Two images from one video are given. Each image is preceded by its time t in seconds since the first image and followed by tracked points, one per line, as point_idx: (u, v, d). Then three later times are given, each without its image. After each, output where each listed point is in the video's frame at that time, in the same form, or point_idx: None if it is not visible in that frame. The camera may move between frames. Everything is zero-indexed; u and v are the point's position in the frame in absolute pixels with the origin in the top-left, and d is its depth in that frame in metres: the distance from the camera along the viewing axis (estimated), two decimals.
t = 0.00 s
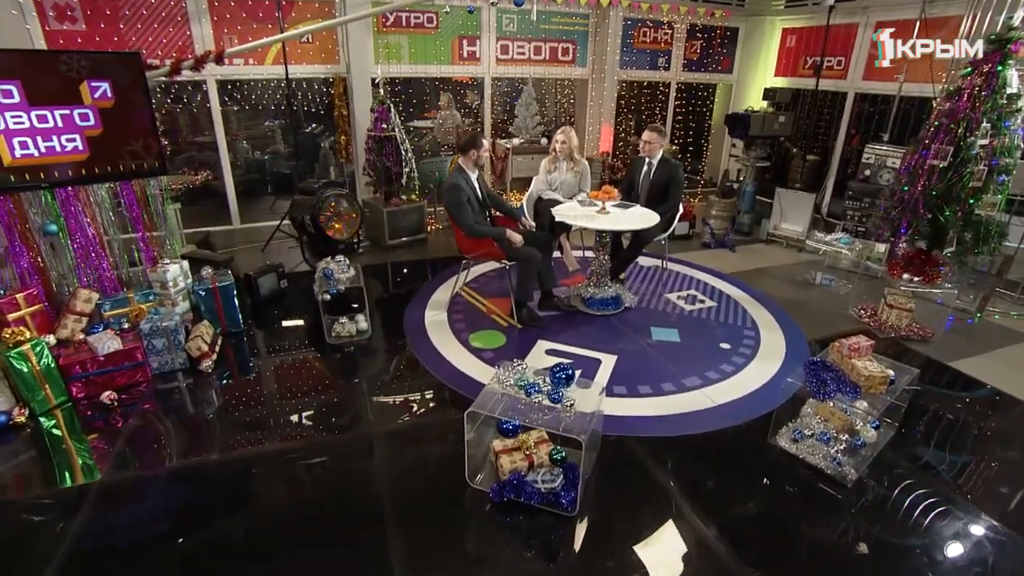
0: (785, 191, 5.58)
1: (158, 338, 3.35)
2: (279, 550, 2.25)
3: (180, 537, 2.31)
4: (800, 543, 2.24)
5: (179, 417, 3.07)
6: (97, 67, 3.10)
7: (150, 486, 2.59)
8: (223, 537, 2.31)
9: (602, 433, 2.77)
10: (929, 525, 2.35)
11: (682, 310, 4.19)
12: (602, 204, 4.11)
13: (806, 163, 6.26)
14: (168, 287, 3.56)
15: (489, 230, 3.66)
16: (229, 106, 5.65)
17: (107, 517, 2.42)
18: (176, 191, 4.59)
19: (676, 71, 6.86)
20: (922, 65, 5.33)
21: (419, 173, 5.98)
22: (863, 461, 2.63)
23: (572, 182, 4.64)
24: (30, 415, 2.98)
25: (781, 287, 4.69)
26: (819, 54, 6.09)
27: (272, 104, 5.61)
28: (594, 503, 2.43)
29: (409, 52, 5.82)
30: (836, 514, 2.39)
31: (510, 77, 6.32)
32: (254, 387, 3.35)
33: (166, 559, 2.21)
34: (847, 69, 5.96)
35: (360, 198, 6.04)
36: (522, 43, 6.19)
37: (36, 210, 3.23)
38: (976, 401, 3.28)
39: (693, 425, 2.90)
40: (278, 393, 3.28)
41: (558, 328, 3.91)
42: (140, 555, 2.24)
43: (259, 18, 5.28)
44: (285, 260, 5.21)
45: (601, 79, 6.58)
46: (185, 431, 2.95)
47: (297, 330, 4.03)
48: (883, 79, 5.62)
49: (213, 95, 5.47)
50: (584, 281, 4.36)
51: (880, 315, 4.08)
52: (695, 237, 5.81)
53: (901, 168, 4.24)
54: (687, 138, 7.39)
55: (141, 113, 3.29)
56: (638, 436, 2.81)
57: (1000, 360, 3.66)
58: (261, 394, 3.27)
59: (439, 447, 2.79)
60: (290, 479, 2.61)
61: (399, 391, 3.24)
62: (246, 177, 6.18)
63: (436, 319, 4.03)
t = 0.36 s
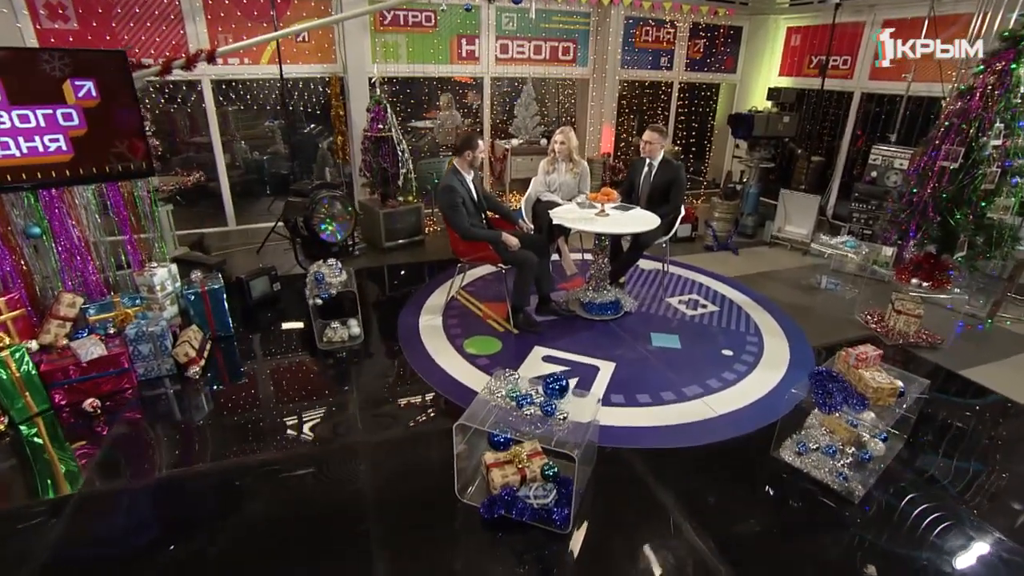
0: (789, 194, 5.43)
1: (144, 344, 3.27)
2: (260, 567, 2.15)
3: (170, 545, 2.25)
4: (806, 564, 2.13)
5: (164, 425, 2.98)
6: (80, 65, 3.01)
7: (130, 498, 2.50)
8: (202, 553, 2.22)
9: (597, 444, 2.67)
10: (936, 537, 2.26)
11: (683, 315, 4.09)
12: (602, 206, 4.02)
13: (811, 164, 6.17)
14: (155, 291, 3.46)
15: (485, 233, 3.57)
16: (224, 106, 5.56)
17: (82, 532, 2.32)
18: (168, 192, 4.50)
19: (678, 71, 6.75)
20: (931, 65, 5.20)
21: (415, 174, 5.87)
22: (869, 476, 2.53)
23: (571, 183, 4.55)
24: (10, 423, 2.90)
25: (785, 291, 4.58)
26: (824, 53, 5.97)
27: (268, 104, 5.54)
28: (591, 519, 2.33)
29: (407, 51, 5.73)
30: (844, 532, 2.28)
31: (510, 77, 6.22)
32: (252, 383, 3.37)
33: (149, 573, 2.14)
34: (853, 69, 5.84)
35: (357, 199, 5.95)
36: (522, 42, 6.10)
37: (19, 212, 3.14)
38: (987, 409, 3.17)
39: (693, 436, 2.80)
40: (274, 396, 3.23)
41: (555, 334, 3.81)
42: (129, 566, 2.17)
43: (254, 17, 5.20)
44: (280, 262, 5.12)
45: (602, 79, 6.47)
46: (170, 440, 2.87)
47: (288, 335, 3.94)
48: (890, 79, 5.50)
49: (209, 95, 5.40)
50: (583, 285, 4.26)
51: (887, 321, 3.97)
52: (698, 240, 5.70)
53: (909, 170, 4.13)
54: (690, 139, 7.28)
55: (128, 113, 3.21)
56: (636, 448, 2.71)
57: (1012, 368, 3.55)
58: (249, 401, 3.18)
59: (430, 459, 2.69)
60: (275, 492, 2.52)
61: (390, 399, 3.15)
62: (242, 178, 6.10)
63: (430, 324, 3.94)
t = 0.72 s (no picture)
0: (791, 195, 5.30)
1: (124, 351, 3.15)
2: None
3: (150, 558, 2.16)
4: None
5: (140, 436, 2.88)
6: (57, 63, 2.91)
7: (101, 514, 2.38)
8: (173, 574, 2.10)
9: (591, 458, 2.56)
10: (944, 556, 2.15)
11: (682, 321, 3.97)
12: (597, 210, 3.88)
13: (814, 166, 6.06)
14: (137, 296, 3.34)
15: (477, 237, 3.46)
16: (216, 107, 5.46)
17: (48, 550, 2.21)
18: (155, 194, 4.40)
19: (679, 70, 6.64)
20: (938, 65, 5.08)
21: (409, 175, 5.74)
22: (876, 493, 2.39)
23: (568, 186, 4.44)
24: None
25: (788, 296, 4.46)
26: (827, 52, 5.86)
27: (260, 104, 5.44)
28: (582, 538, 2.22)
29: (402, 51, 5.63)
30: (849, 552, 2.16)
31: (507, 77, 6.12)
32: (246, 382, 3.36)
33: None
34: (857, 68, 5.73)
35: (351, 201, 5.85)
36: (519, 41, 5.99)
37: None
38: (998, 418, 3.06)
39: (691, 449, 2.69)
40: (261, 404, 3.13)
41: (550, 341, 3.70)
42: None
43: (245, 15, 5.10)
44: (271, 266, 5.02)
45: (601, 79, 6.36)
46: (148, 452, 2.75)
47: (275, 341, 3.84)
48: (895, 78, 5.37)
49: (200, 95, 5.29)
50: (579, 289, 4.16)
51: (893, 327, 3.85)
52: (698, 243, 5.59)
53: (915, 172, 4.03)
54: (690, 140, 7.17)
55: (108, 112, 3.12)
56: (632, 462, 2.60)
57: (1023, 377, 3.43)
58: (230, 411, 3.07)
59: (416, 473, 2.58)
60: (253, 507, 2.41)
61: (377, 410, 3.04)
62: (235, 180, 6.00)
63: (422, 330, 3.83)
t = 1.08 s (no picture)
0: (793, 197, 5.17)
1: (101, 359, 3.05)
2: None
3: None
4: None
5: (114, 448, 2.76)
6: (28, 60, 2.81)
7: (67, 533, 2.26)
8: None
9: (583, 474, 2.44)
10: None
11: (680, 327, 3.85)
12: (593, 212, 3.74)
13: (816, 166, 5.83)
14: (116, 301, 3.25)
15: (466, 241, 3.34)
16: (205, 107, 5.34)
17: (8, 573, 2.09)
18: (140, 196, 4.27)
19: (678, 70, 6.52)
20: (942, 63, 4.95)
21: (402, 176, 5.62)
22: (882, 511, 2.26)
23: (564, 188, 4.32)
24: None
25: (789, 300, 4.34)
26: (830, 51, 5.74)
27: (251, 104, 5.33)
28: (572, 560, 2.10)
29: (395, 49, 5.52)
30: None
31: (503, 77, 6.00)
32: (235, 387, 3.27)
33: None
34: (860, 67, 5.61)
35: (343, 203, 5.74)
36: (515, 40, 5.87)
37: None
38: (1009, 430, 2.94)
39: (688, 463, 2.57)
40: (242, 414, 3.01)
41: (543, 347, 3.58)
42: None
43: (234, 13, 4.99)
44: (260, 269, 4.91)
45: (599, 78, 6.24)
46: (120, 465, 2.63)
47: (261, 347, 3.72)
48: (899, 77, 5.25)
49: (189, 94, 5.18)
50: (574, 294, 4.04)
51: (897, 333, 3.73)
52: (697, 245, 5.46)
53: (921, 173, 3.96)
54: (690, 141, 7.04)
55: (84, 111, 3.00)
56: (626, 477, 2.49)
57: None
58: (209, 422, 2.96)
59: (400, 489, 2.46)
60: (228, 526, 2.29)
61: (362, 421, 2.93)
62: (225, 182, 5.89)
63: (411, 336, 3.72)
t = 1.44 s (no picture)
0: (795, 198, 5.04)
1: (75, 367, 2.94)
2: None
3: None
4: None
5: (84, 460, 2.64)
6: None
7: (27, 553, 2.15)
8: None
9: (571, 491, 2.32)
10: None
11: (677, 333, 3.73)
12: (587, 214, 3.61)
13: (818, 167, 5.72)
14: (92, 306, 3.15)
15: (456, 244, 3.22)
16: (193, 106, 5.23)
17: None
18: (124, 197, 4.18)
19: (677, 68, 6.39)
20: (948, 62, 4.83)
21: (394, 176, 5.51)
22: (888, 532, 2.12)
23: (559, 189, 4.19)
24: None
25: (790, 305, 4.22)
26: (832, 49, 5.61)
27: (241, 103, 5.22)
28: None
29: (388, 47, 5.41)
30: None
31: (498, 76, 5.88)
32: (227, 391, 3.19)
33: None
34: (863, 66, 5.48)
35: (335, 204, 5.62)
36: (511, 37, 5.76)
37: None
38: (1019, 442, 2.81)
39: (684, 479, 2.45)
40: (219, 425, 2.90)
41: (535, 354, 3.46)
42: None
43: (222, 10, 4.88)
44: (248, 272, 4.79)
45: (597, 77, 6.11)
46: (89, 479, 2.52)
47: (244, 353, 3.61)
48: (904, 76, 5.13)
49: (177, 92, 5.07)
50: (568, 298, 3.92)
51: (902, 339, 3.61)
52: (696, 248, 5.34)
53: (928, 174, 3.84)
54: (689, 141, 6.92)
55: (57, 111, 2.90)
56: (618, 494, 2.37)
57: None
58: (185, 432, 2.84)
59: (379, 507, 2.35)
60: (197, 545, 2.18)
61: (344, 433, 2.81)
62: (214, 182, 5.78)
63: (399, 342, 3.60)
